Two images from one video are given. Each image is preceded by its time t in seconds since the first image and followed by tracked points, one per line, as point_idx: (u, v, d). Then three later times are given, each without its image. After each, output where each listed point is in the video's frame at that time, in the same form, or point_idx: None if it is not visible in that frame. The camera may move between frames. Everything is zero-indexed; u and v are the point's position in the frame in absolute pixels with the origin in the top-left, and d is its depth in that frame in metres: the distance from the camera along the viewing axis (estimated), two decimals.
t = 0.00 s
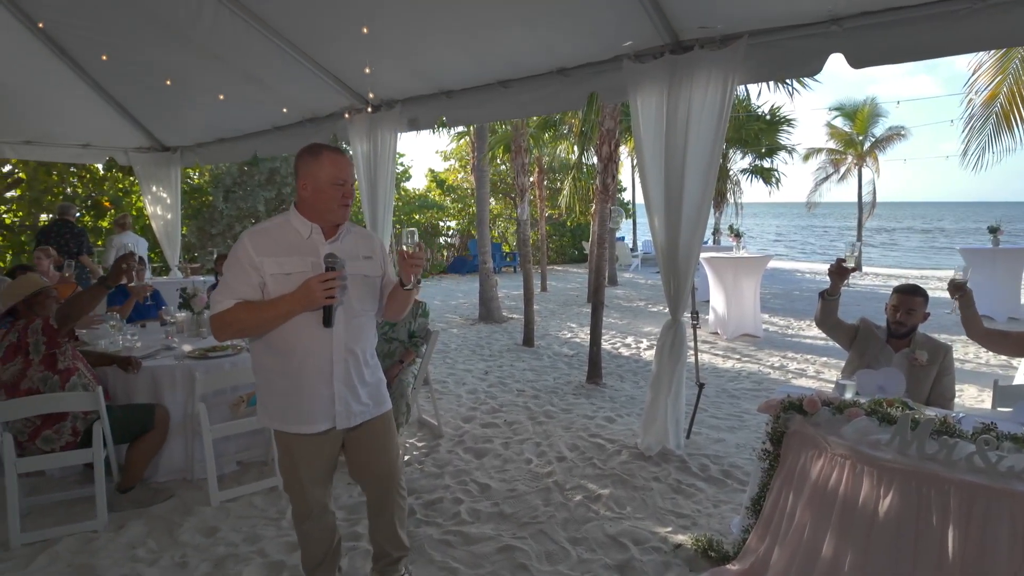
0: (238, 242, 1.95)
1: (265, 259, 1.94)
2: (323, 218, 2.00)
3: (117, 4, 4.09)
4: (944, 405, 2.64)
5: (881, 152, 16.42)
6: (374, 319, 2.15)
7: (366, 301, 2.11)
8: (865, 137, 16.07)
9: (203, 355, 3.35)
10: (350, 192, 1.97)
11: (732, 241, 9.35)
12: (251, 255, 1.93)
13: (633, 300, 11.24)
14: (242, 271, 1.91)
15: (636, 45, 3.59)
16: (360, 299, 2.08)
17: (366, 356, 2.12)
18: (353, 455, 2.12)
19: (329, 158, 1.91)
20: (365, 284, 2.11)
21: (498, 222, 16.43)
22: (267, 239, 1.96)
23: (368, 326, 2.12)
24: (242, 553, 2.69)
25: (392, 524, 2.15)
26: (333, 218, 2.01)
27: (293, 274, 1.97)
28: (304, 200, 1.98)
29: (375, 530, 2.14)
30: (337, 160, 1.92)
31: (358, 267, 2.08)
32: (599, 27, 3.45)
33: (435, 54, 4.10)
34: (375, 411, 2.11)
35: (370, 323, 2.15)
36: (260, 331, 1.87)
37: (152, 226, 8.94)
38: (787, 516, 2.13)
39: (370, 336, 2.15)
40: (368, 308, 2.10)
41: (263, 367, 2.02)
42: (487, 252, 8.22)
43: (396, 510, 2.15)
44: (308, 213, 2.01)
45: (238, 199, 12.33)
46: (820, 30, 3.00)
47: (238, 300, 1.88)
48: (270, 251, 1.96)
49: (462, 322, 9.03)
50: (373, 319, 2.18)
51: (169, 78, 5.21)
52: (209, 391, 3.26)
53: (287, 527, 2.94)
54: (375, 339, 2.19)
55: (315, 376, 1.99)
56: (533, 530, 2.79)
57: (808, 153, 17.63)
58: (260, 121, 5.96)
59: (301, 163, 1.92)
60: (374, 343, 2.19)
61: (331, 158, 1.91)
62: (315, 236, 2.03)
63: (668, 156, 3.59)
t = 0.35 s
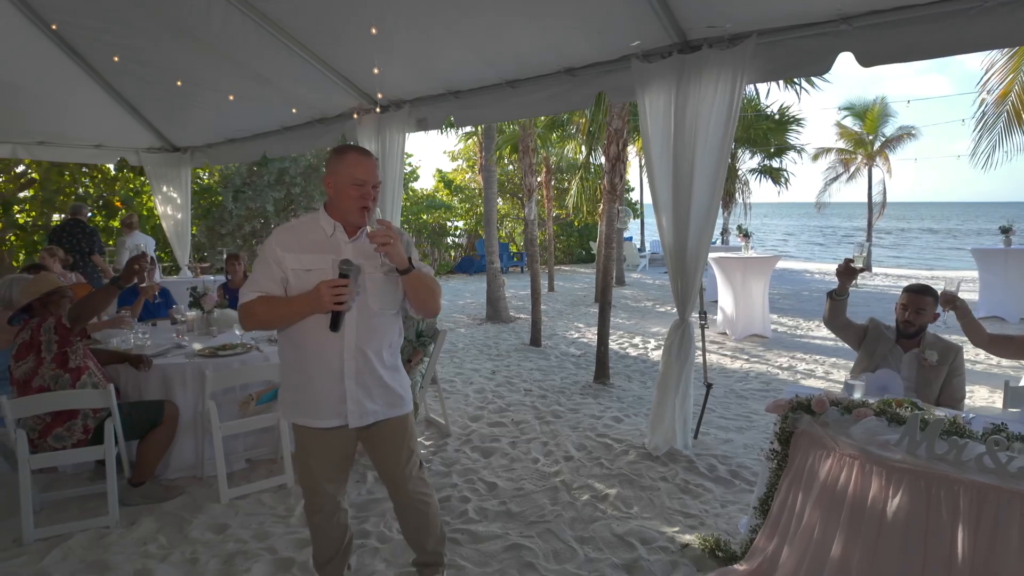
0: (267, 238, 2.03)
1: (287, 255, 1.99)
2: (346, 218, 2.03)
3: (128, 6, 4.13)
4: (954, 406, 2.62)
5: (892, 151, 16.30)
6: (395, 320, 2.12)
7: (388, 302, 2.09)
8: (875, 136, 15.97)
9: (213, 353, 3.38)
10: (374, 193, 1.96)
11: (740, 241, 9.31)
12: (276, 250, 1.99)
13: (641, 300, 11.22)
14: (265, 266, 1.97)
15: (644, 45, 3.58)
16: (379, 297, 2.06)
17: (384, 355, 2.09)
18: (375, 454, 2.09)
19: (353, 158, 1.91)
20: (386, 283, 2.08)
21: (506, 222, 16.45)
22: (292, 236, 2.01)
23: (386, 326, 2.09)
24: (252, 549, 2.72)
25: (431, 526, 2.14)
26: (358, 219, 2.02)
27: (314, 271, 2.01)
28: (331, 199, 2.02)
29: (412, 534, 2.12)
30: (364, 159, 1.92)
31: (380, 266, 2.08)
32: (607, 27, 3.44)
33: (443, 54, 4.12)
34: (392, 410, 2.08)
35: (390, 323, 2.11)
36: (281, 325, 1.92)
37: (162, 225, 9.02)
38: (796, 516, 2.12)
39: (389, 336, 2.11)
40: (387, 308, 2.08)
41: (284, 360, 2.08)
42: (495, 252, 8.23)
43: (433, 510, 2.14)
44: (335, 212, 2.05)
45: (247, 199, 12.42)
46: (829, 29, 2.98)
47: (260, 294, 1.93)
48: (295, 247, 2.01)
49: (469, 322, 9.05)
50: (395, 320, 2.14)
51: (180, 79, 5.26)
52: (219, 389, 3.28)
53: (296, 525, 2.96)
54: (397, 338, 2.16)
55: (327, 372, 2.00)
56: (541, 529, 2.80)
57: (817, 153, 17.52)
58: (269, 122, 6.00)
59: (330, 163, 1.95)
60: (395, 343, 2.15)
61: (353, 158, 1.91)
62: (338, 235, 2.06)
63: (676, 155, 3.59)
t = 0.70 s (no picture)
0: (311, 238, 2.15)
1: (325, 254, 2.08)
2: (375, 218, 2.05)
3: (131, 7, 4.14)
4: (954, 405, 2.61)
5: (894, 151, 16.27)
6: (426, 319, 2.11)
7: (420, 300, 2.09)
8: (877, 136, 15.95)
9: (215, 352, 3.38)
10: (399, 192, 1.96)
11: (742, 241, 9.31)
12: (316, 249, 2.10)
13: (643, 300, 11.22)
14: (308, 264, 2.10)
15: (644, 45, 3.58)
16: (407, 295, 2.07)
17: (415, 355, 2.10)
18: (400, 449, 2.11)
19: (374, 159, 1.91)
20: (415, 280, 2.08)
21: (508, 222, 16.45)
22: (331, 236, 2.10)
23: (415, 326, 2.10)
24: (252, 548, 2.73)
25: (435, 528, 2.13)
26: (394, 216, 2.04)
27: (351, 270, 2.07)
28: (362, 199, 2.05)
29: (415, 534, 2.12)
30: (382, 160, 1.90)
31: (410, 263, 2.07)
32: (608, 27, 3.45)
33: (444, 54, 4.12)
34: (423, 411, 2.09)
35: (420, 323, 2.11)
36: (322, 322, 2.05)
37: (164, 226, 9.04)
38: (795, 515, 2.12)
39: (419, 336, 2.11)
40: (415, 306, 2.08)
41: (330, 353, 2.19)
42: (496, 252, 8.24)
43: (441, 513, 2.14)
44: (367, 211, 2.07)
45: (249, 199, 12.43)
46: (829, 29, 2.98)
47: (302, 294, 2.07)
48: (333, 246, 2.09)
49: (471, 322, 9.06)
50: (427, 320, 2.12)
51: (182, 80, 5.27)
52: (220, 388, 3.30)
53: (297, 523, 2.97)
54: (431, 338, 2.15)
55: (358, 369, 2.07)
56: (541, 528, 2.80)
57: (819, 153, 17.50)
58: (271, 122, 6.02)
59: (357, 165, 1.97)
60: (428, 342, 2.15)
61: (373, 159, 1.90)
62: (371, 233, 2.09)
63: (678, 155, 3.59)
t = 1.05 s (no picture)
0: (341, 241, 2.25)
1: (350, 255, 2.16)
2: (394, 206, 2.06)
3: (130, 7, 4.14)
4: (951, 406, 2.61)
5: (894, 151, 16.28)
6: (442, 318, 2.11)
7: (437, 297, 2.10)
8: (877, 136, 15.97)
9: (213, 352, 3.38)
10: (415, 180, 1.97)
11: (741, 241, 9.30)
12: (343, 250, 2.19)
13: (642, 300, 11.22)
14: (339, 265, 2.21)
15: (642, 45, 3.59)
16: (421, 293, 2.09)
17: (433, 353, 2.10)
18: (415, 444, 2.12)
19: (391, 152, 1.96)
20: (429, 279, 2.09)
21: (508, 222, 16.45)
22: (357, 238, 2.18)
23: (430, 325, 2.10)
24: (250, 548, 2.73)
25: (439, 529, 2.13)
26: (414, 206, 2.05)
27: (371, 269, 2.12)
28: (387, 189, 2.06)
29: (418, 529, 2.12)
30: (400, 152, 1.93)
31: (425, 261, 2.09)
32: (607, 28, 3.45)
33: (443, 54, 4.12)
34: (440, 410, 2.08)
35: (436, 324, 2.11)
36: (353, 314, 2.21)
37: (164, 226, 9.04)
38: (792, 515, 2.13)
39: (435, 336, 2.10)
40: (429, 304, 2.09)
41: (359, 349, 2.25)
42: (495, 251, 8.23)
43: (446, 514, 2.14)
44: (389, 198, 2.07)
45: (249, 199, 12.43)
46: (828, 29, 2.98)
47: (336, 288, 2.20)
48: (357, 246, 2.16)
49: (470, 322, 9.05)
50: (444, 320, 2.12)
51: (181, 79, 5.27)
52: (218, 388, 3.30)
53: (294, 523, 2.97)
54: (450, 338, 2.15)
55: (378, 365, 2.11)
56: (538, 528, 2.80)
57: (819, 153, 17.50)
58: (270, 122, 6.02)
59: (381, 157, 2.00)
60: (447, 342, 2.14)
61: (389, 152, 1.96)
62: (390, 232, 2.14)
63: (676, 155, 3.59)
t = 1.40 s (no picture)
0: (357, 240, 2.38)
1: (356, 252, 2.28)
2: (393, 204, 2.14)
3: (127, 8, 4.15)
4: (944, 406, 2.61)
5: (892, 151, 16.32)
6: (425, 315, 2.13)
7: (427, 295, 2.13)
8: (875, 137, 15.99)
9: (210, 354, 3.40)
10: (413, 175, 2.05)
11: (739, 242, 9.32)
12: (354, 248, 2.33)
13: (640, 300, 11.23)
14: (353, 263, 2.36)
15: (638, 46, 3.59)
16: (407, 290, 2.13)
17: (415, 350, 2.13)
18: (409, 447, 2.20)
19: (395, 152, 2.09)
20: (416, 276, 2.13)
21: (506, 222, 16.45)
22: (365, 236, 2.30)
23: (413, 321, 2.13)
24: (246, 548, 2.74)
25: (433, 530, 2.22)
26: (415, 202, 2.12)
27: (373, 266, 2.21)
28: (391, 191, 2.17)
29: (414, 530, 2.22)
30: (401, 150, 2.05)
31: (418, 258, 2.13)
32: (603, 29, 3.46)
33: (439, 55, 4.12)
34: (417, 407, 2.12)
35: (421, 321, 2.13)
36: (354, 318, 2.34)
37: (162, 226, 9.04)
38: (784, 515, 2.13)
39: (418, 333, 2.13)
40: (414, 300, 2.12)
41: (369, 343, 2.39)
42: (493, 252, 8.23)
43: (441, 515, 2.22)
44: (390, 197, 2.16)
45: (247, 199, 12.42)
46: (822, 31, 2.99)
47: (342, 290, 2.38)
48: (363, 244, 2.28)
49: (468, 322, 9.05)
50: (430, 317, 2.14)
51: (178, 80, 5.28)
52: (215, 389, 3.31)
53: (290, 524, 2.98)
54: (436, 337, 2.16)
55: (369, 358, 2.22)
56: (533, 529, 2.81)
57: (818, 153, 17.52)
58: (267, 123, 6.02)
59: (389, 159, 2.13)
60: (432, 340, 2.16)
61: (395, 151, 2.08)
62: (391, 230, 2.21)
63: (671, 157, 3.60)
